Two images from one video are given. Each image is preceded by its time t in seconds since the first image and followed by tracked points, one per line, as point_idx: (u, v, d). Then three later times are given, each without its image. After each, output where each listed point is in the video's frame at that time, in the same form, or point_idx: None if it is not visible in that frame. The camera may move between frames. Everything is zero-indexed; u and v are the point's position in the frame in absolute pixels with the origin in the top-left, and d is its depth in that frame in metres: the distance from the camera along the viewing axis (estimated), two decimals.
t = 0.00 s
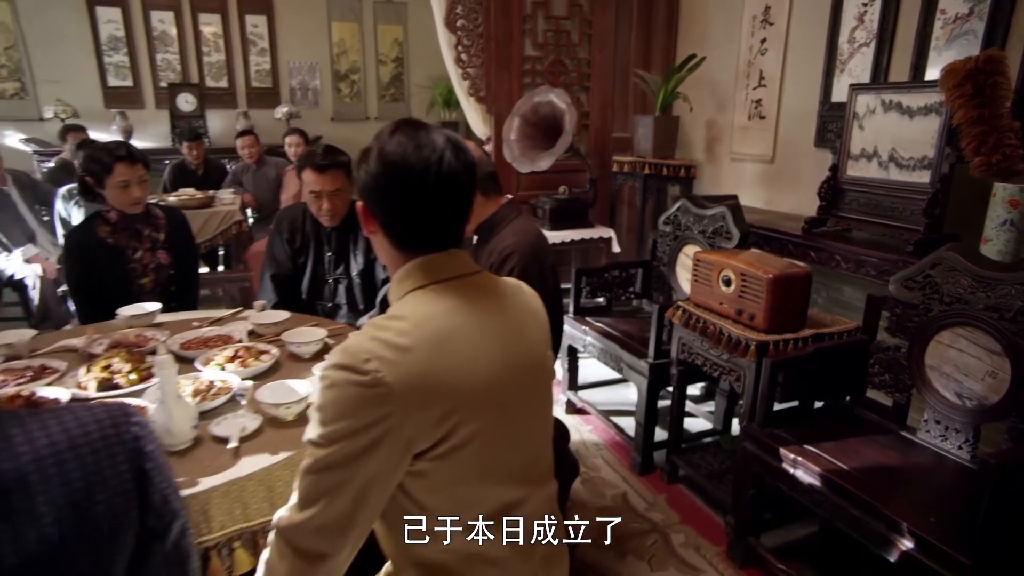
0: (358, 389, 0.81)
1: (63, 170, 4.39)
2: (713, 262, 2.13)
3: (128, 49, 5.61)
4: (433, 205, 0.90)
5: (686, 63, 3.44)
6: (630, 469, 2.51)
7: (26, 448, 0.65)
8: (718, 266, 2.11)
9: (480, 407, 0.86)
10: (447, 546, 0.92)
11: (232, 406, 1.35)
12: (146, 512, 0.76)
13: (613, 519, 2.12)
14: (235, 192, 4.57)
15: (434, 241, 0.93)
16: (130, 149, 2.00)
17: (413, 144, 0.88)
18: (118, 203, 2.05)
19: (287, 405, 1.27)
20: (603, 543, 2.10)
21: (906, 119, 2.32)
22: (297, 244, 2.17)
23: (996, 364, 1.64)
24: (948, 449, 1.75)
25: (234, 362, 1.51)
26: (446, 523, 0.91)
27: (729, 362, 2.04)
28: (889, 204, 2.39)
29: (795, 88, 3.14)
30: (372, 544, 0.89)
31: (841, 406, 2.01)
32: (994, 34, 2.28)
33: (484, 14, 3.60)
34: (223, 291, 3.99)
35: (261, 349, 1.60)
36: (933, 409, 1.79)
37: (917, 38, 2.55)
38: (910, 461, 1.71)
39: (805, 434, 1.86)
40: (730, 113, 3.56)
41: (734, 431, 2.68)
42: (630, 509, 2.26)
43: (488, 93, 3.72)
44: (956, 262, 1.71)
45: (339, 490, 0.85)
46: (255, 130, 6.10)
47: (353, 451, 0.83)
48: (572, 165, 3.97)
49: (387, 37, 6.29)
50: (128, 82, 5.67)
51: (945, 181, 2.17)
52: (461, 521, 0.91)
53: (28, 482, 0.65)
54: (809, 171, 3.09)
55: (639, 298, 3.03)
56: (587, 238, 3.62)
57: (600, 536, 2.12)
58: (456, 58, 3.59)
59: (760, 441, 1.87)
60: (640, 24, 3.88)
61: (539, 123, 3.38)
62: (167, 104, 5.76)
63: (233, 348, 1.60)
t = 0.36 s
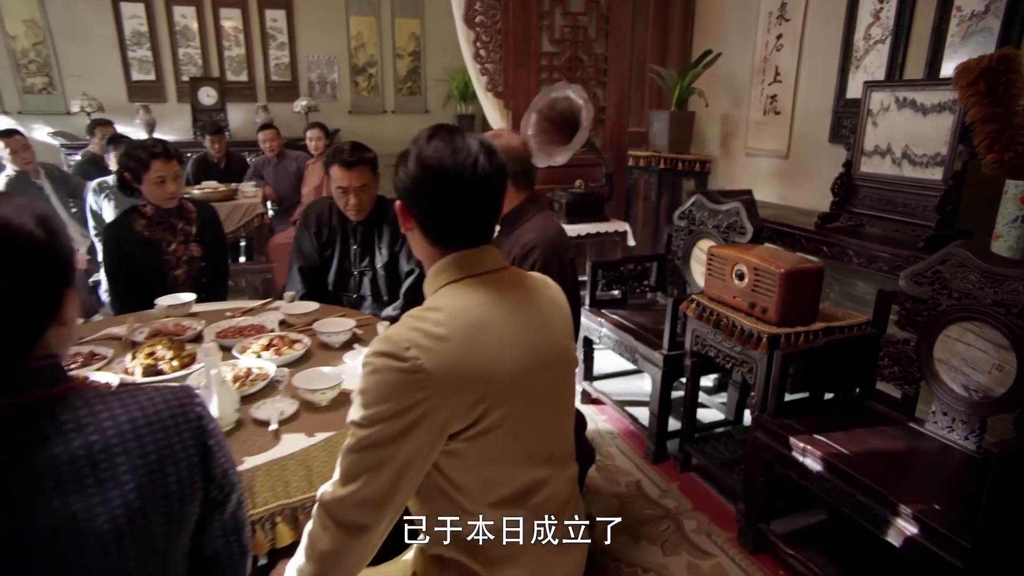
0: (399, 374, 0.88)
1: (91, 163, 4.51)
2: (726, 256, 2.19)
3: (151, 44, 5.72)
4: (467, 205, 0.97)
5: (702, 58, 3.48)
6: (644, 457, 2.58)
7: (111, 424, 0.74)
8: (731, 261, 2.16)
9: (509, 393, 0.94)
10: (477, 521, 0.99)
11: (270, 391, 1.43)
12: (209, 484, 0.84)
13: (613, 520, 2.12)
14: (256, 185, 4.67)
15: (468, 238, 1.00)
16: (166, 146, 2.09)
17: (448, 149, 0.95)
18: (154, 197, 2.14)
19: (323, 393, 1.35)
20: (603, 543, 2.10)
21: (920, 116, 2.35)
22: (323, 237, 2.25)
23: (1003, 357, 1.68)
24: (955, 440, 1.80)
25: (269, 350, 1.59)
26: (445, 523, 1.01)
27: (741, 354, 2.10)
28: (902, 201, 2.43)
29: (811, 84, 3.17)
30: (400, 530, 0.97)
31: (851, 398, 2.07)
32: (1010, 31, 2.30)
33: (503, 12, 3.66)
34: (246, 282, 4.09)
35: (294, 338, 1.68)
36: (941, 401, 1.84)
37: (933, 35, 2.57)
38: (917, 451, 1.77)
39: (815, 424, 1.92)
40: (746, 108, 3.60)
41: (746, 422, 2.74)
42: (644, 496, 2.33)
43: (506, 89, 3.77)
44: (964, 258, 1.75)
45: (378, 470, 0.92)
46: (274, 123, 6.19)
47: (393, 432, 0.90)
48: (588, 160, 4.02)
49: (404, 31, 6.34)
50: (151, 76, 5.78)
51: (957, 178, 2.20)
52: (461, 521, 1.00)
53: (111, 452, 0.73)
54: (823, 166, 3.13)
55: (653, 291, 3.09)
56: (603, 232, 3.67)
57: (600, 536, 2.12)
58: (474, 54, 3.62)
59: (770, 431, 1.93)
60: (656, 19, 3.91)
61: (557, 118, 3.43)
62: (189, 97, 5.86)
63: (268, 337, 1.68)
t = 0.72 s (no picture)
0: (424, 359, 0.95)
1: (110, 156, 4.61)
2: (731, 248, 2.24)
3: (166, 37, 5.80)
4: (496, 200, 1.04)
5: (711, 53, 3.52)
6: (650, 444, 2.64)
7: (159, 399, 0.81)
8: (737, 252, 2.21)
9: (527, 377, 1.00)
10: (494, 497, 1.05)
11: (294, 374, 1.51)
12: (246, 454, 0.91)
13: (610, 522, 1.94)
14: (270, 177, 4.75)
15: (495, 231, 1.07)
16: (188, 139, 2.18)
17: (481, 147, 1.02)
18: (178, 188, 2.22)
19: (342, 376, 1.43)
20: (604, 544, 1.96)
21: (925, 111, 2.39)
22: (340, 228, 2.33)
23: (1000, 347, 1.73)
24: (953, 428, 1.86)
25: (291, 337, 1.66)
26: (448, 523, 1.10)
27: (746, 343, 2.15)
28: (906, 194, 2.47)
29: (818, 78, 3.21)
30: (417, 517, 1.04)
31: (852, 387, 2.12)
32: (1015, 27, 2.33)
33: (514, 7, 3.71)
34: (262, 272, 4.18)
35: (314, 325, 1.75)
36: (940, 390, 1.89)
37: (940, 30, 2.60)
38: (915, 438, 1.82)
39: (816, 412, 1.97)
40: (754, 102, 3.63)
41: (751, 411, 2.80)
42: (650, 481, 2.40)
43: (517, 83, 3.84)
44: (964, 251, 1.80)
45: (400, 447, 0.99)
46: (287, 116, 6.27)
47: (418, 413, 0.97)
48: (598, 153, 4.07)
49: (415, 24, 6.39)
50: (167, 70, 5.86)
51: (961, 172, 2.23)
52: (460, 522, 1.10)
53: (162, 424, 0.80)
54: (830, 159, 3.16)
55: (661, 282, 3.14)
56: (612, 225, 3.72)
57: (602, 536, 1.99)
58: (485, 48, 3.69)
59: (773, 418, 2.00)
60: (666, 14, 3.94)
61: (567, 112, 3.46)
62: (204, 90, 5.94)
63: (290, 324, 1.76)
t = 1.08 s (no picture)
0: (473, 351, 1.01)
1: (124, 147, 4.69)
2: (732, 238, 2.31)
3: (177, 30, 5.87)
4: (542, 186, 1.13)
5: (715, 47, 3.56)
6: (652, 430, 2.72)
7: (195, 371, 0.86)
8: (737, 243, 2.27)
9: (562, 365, 1.09)
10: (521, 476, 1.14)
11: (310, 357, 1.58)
12: (271, 425, 0.98)
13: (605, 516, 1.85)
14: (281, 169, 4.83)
15: (537, 218, 1.16)
16: (205, 130, 2.25)
17: (528, 140, 1.10)
18: (194, 177, 2.30)
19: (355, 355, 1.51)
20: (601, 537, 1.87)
21: (923, 105, 2.44)
22: (352, 218, 2.40)
23: (989, 335, 1.79)
24: (944, 413, 1.92)
25: (307, 321, 1.74)
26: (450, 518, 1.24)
27: (745, 331, 2.22)
28: (905, 186, 2.53)
29: (821, 71, 3.25)
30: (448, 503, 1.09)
31: (848, 373, 2.19)
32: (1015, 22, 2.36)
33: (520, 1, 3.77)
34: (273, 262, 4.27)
35: (329, 310, 1.83)
36: (932, 376, 1.95)
37: (940, 24, 2.64)
38: (906, 422, 1.89)
39: (812, 396, 2.04)
40: (758, 95, 3.68)
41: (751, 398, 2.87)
42: (651, 464, 2.48)
43: (524, 76, 3.90)
44: (956, 241, 1.86)
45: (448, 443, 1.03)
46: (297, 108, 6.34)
47: (466, 405, 1.01)
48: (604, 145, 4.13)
49: (423, 16, 6.44)
50: (178, 63, 5.94)
51: (958, 164, 2.28)
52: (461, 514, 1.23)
53: (201, 396, 0.86)
54: (832, 152, 3.21)
55: (664, 272, 3.20)
56: (617, 216, 3.77)
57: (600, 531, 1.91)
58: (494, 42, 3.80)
59: (770, 403, 2.06)
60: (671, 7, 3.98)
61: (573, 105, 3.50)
62: (214, 83, 6.02)
63: (305, 309, 1.83)
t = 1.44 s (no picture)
0: (489, 326, 1.11)
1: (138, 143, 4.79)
2: (732, 232, 2.37)
3: (190, 27, 5.96)
4: (560, 185, 1.19)
5: (720, 44, 3.61)
6: (655, 419, 2.79)
7: (233, 366, 0.90)
8: (737, 236, 2.34)
9: (570, 352, 1.16)
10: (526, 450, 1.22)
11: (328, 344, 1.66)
12: (302, 413, 1.03)
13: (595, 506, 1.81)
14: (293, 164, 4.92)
15: (555, 215, 1.23)
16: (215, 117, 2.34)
17: (545, 138, 1.17)
18: (202, 163, 2.37)
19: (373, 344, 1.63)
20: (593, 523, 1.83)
21: (921, 103, 2.49)
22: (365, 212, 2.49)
23: (980, 326, 1.85)
24: (936, 401, 1.99)
25: (323, 310, 1.83)
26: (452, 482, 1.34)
27: (744, 323, 2.29)
28: (904, 182, 2.58)
29: (825, 68, 3.30)
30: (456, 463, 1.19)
31: (844, 363, 2.26)
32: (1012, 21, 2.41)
33: None
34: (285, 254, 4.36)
35: (344, 300, 1.91)
36: (925, 366, 2.02)
37: (940, 22, 2.68)
38: (899, 410, 1.96)
39: (808, 385, 2.11)
40: (762, 92, 3.73)
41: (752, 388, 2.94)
42: (654, 452, 2.55)
43: (531, 73, 3.97)
44: (948, 236, 1.92)
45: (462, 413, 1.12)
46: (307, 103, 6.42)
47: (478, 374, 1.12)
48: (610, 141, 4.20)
49: (432, 12, 6.49)
50: (191, 59, 6.03)
51: (955, 161, 2.33)
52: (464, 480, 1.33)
53: (239, 390, 0.90)
54: (835, 148, 3.27)
55: (668, 266, 3.27)
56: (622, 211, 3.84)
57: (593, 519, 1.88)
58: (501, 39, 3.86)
59: (768, 393, 2.13)
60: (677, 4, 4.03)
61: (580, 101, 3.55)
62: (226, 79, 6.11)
63: (321, 299, 1.92)
